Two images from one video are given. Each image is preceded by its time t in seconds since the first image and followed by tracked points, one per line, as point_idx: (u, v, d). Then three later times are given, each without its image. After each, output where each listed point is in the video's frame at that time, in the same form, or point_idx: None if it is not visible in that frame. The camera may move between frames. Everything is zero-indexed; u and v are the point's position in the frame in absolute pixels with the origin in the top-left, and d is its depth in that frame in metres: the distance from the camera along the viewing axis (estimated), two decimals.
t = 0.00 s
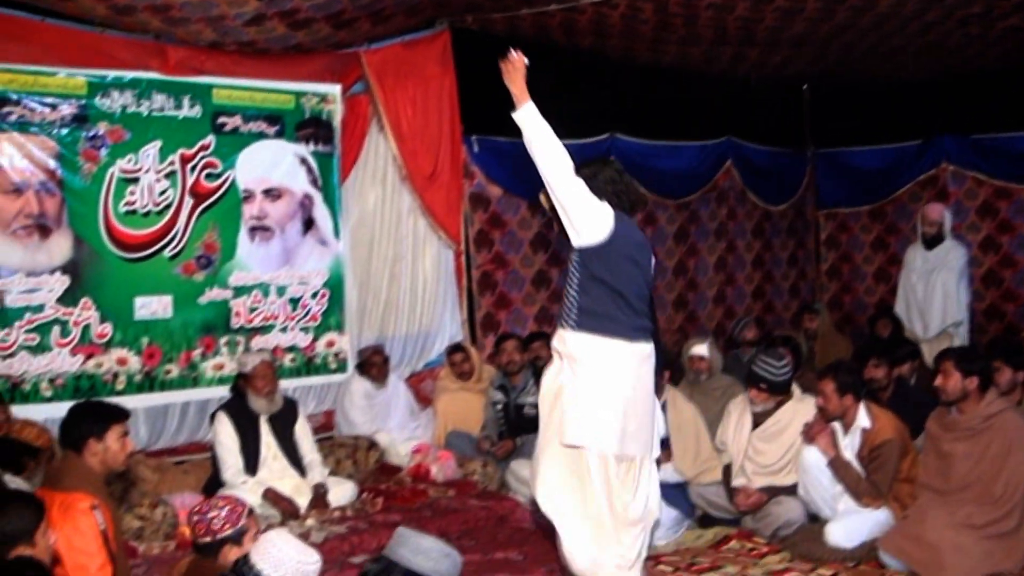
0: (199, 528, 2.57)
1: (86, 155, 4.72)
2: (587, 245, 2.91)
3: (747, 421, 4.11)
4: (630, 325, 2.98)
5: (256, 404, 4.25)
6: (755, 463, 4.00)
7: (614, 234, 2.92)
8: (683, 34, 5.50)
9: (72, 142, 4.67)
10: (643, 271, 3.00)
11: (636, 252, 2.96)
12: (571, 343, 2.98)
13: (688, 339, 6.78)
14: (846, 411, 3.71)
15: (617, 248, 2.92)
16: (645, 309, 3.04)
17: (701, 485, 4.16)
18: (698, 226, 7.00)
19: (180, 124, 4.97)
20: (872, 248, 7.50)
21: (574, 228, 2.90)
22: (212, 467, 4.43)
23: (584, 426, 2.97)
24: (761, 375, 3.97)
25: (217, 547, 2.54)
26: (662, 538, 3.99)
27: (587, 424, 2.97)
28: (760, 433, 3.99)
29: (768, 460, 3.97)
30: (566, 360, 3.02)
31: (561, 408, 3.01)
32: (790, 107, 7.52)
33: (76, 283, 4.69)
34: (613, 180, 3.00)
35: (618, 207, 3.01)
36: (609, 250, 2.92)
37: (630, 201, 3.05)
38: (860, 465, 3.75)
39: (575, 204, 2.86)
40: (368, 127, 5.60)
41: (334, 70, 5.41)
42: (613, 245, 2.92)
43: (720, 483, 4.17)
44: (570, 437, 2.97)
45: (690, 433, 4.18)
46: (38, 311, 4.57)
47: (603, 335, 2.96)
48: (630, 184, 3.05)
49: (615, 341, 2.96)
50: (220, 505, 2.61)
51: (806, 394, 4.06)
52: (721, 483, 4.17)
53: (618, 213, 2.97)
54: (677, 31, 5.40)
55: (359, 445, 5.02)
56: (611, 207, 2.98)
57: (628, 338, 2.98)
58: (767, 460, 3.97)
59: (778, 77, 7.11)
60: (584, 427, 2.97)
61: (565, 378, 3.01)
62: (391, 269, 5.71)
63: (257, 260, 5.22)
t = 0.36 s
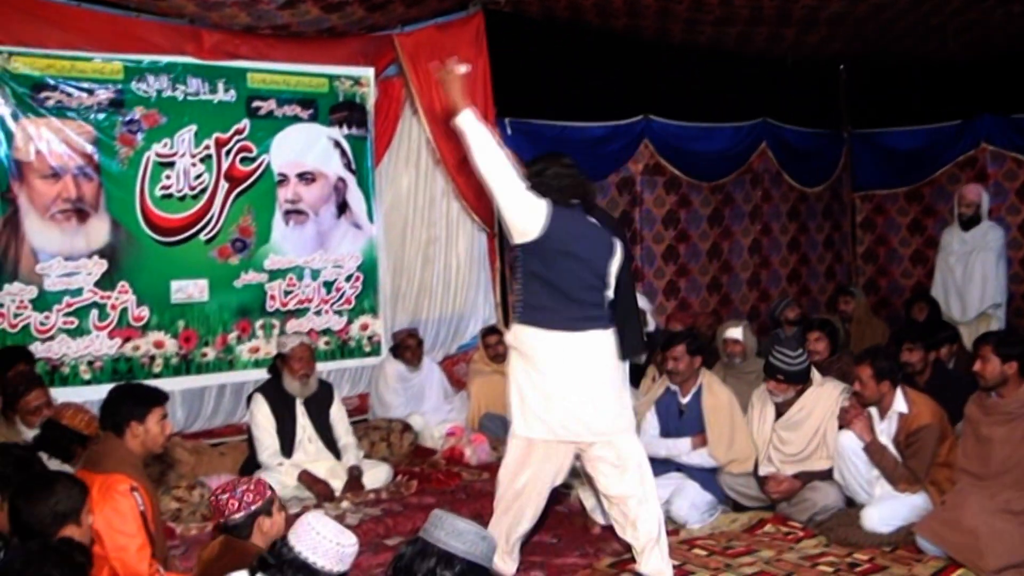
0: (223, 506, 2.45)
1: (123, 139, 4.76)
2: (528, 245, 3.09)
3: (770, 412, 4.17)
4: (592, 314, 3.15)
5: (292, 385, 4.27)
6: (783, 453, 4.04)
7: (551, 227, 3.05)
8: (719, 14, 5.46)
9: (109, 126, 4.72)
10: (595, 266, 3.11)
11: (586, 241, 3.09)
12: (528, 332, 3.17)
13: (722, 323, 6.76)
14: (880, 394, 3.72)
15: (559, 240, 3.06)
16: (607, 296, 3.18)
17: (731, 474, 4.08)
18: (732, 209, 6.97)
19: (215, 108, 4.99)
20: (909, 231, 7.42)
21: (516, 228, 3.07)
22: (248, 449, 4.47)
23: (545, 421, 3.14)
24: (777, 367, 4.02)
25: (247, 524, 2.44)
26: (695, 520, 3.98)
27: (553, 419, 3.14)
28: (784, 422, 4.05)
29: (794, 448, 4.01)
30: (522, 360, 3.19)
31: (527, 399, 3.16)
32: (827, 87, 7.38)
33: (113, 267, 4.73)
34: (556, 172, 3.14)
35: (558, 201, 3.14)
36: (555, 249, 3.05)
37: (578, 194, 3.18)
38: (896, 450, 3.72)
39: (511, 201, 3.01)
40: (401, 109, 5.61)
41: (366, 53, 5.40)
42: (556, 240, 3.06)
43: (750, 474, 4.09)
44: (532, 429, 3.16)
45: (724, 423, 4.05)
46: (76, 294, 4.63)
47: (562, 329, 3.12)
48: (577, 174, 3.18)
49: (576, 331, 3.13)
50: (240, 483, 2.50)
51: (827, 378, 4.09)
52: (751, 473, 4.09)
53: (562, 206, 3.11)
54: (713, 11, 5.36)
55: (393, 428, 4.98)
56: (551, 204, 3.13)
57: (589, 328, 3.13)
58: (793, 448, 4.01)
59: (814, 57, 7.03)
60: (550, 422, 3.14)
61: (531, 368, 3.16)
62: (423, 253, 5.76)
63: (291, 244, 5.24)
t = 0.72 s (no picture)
0: (237, 498, 2.55)
1: (160, 132, 4.80)
2: (488, 230, 3.35)
3: (802, 407, 4.14)
4: (552, 294, 3.42)
5: (328, 375, 4.29)
6: (817, 450, 3.97)
7: (505, 210, 3.33)
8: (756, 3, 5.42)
9: (147, 119, 4.76)
10: (553, 246, 3.39)
11: (544, 221, 3.37)
12: (495, 317, 3.43)
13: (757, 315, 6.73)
14: (921, 389, 3.65)
15: (515, 220, 3.33)
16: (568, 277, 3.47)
17: (766, 469, 4.03)
18: (768, 200, 6.93)
19: (251, 100, 5.02)
20: (948, 223, 7.34)
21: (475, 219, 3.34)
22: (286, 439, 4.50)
23: (515, 398, 3.38)
24: (804, 363, 3.99)
25: (271, 506, 2.55)
26: (730, 513, 3.97)
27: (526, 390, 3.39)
28: (817, 420, 3.98)
29: (828, 446, 3.95)
30: (487, 340, 3.45)
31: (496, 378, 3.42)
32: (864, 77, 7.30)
33: (151, 259, 4.78)
34: (509, 161, 3.40)
35: (511, 187, 3.41)
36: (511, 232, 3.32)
37: (529, 178, 3.45)
38: (935, 445, 3.68)
39: (461, 186, 3.30)
40: (436, 102, 5.57)
41: (399, 46, 5.38)
42: (517, 226, 3.34)
43: (786, 470, 4.05)
44: (503, 408, 3.39)
45: (760, 414, 4.03)
46: (115, 286, 4.68)
47: (529, 308, 3.39)
48: (526, 164, 3.44)
49: (539, 312, 3.40)
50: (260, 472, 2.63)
51: (858, 373, 4.03)
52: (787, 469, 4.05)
53: (514, 191, 3.38)
54: None
55: (428, 420, 5.00)
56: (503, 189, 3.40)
57: (550, 308, 3.41)
58: (827, 446, 3.95)
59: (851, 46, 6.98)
60: (522, 399, 3.38)
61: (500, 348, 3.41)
62: (460, 240, 5.73)
63: (326, 236, 5.27)
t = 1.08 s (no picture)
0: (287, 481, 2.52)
1: (209, 117, 4.84)
2: (484, 241, 3.55)
3: (851, 405, 4.06)
4: (552, 298, 3.61)
5: (371, 362, 4.33)
6: (863, 449, 3.93)
7: (510, 220, 3.52)
8: None
9: (197, 104, 4.80)
10: (551, 253, 3.59)
11: (540, 237, 3.57)
12: (494, 321, 3.59)
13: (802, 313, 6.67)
14: (968, 392, 3.60)
15: (512, 235, 3.52)
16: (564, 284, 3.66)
17: (808, 468, 3.99)
18: (816, 197, 6.87)
19: (300, 87, 5.05)
20: (999, 224, 7.23)
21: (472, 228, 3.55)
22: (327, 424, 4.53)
23: (516, 398, 3.57)
24: (856, 361, 3.94)
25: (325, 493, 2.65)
26: (772, 512, 3.92)
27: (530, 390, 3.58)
28: (864, 419, 3.95)
29: (875, 445, 3.90)
30: (488, 342, 3.62)
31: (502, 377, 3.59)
32: (915, 74, 7.22)
33: (198, 242, 4.82)
34: (508, 174, 3.59)
35: (511, 198, 3.59)
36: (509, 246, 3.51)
37: (527, 194, 3.63)
38: (982, 449, 3.63)
39: (466, 197, 3.49)
40: (483, 92, 5.55)
41: (448, 35, 5.40)
42: (513, 242, 3.53)
43: (829, 469, 4.01)
44: (503, 407, 3.58)
45: (805, 411, 3.99)
46: (162, 268, 4.74)
47: (529, 313, 3.57)
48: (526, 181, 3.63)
49: (540, 315, 3.58)
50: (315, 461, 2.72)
51: (909, 375, 3.99)
52: (830, 469, 4.01)
53: (511, 203, 3.57)
54: None
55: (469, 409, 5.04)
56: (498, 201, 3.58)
57: (550, 312, 3.59)
58: (874, 445, 3.90)
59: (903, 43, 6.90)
60: (522, 398, 3.58)
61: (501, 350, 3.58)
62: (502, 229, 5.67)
63: (371, 223, 5.29)
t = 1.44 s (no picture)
0: (357, 476, 2.36)
1: (255, 109, 4.88)
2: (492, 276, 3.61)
3: (899, 398, 4.01)
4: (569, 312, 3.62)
5: (415, 353, 4.34)
6: (912, 444, 3.90)
7: (511, 252, 3.60)
8: None
9: (243, 97, 4.84)
10: (558, 276, 3.64)
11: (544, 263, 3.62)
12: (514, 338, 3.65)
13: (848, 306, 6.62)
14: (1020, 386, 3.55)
15: (514, 263, 3.59)
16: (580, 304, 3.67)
17: (854, 463, 3.97)
18: (863, 189, 6.80)
19: (345, 79, 5.07)
20: None
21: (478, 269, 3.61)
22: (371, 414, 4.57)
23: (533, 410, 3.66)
24: (906, 354, 3.91)
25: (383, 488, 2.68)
26: (817, 507, 3.89)
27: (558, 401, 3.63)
28: (914, 413, 3.91)
29: (923, 440, 3.87)
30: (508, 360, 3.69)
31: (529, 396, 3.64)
32: (965, 64, 7.11)
33: (244, 233, 4.87)
34: (507, 214, 3.71)
35: (511, 233, 3.68)
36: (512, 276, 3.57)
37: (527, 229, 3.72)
38: None
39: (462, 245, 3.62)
40: (526, 84, 5.54)
41: (492, 26, 5.42)
42: (517, 276, 3.58)
43: (876, 465, 3.97)
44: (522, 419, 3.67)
45: (852, 406, 3.95)
46: (209, 259, 4.79)
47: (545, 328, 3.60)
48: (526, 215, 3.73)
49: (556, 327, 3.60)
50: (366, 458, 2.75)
51: (958, 368, 3.95)
52: (877, 464, 3.97)
53: (511, 236, 3.65)
54: None
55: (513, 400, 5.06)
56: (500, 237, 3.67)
57: (567, 322, 3.61)
58: (923, 440, 3.87)
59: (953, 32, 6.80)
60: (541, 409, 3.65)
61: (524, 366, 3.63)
62: (547, 224, 5.69)
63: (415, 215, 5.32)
